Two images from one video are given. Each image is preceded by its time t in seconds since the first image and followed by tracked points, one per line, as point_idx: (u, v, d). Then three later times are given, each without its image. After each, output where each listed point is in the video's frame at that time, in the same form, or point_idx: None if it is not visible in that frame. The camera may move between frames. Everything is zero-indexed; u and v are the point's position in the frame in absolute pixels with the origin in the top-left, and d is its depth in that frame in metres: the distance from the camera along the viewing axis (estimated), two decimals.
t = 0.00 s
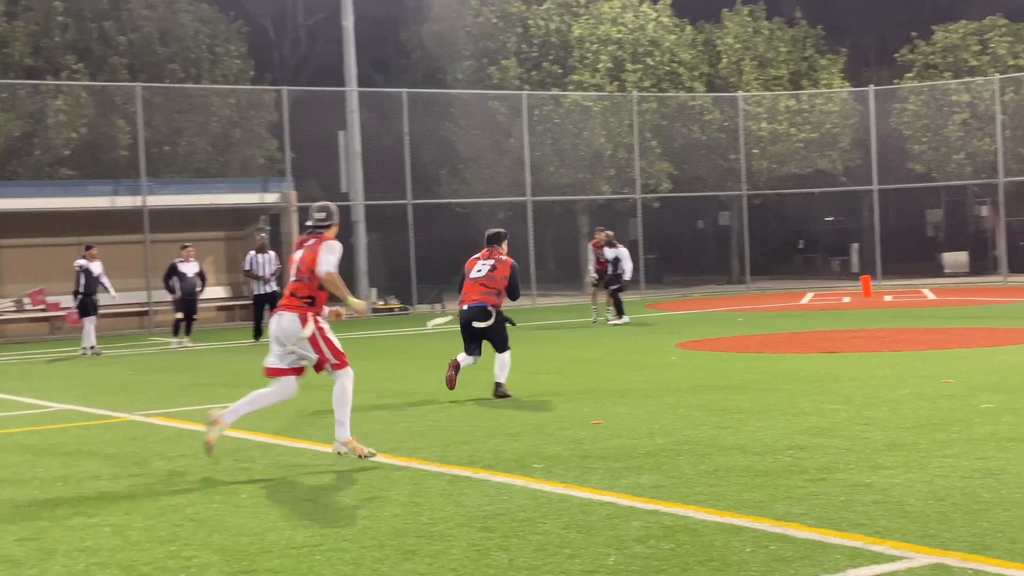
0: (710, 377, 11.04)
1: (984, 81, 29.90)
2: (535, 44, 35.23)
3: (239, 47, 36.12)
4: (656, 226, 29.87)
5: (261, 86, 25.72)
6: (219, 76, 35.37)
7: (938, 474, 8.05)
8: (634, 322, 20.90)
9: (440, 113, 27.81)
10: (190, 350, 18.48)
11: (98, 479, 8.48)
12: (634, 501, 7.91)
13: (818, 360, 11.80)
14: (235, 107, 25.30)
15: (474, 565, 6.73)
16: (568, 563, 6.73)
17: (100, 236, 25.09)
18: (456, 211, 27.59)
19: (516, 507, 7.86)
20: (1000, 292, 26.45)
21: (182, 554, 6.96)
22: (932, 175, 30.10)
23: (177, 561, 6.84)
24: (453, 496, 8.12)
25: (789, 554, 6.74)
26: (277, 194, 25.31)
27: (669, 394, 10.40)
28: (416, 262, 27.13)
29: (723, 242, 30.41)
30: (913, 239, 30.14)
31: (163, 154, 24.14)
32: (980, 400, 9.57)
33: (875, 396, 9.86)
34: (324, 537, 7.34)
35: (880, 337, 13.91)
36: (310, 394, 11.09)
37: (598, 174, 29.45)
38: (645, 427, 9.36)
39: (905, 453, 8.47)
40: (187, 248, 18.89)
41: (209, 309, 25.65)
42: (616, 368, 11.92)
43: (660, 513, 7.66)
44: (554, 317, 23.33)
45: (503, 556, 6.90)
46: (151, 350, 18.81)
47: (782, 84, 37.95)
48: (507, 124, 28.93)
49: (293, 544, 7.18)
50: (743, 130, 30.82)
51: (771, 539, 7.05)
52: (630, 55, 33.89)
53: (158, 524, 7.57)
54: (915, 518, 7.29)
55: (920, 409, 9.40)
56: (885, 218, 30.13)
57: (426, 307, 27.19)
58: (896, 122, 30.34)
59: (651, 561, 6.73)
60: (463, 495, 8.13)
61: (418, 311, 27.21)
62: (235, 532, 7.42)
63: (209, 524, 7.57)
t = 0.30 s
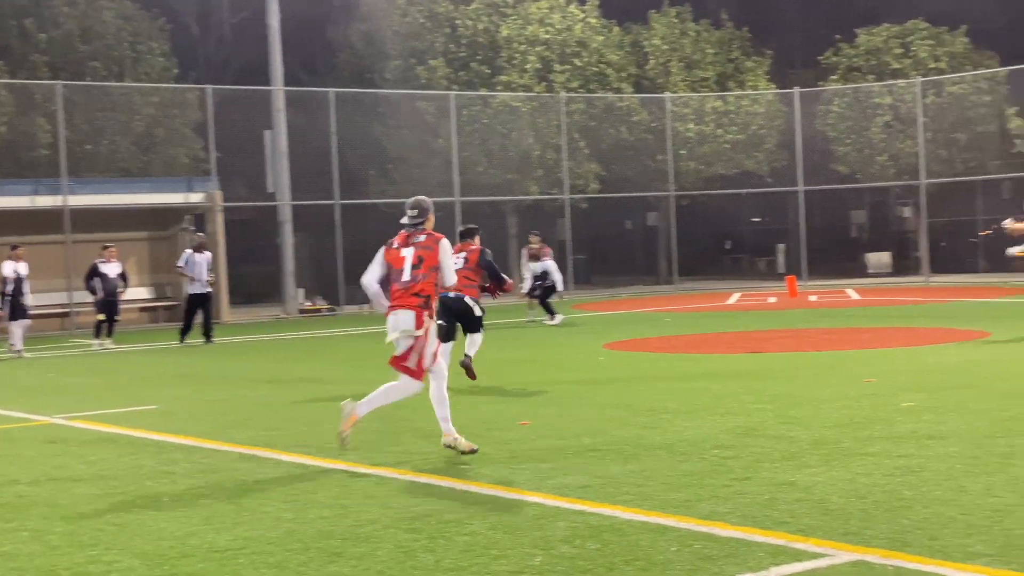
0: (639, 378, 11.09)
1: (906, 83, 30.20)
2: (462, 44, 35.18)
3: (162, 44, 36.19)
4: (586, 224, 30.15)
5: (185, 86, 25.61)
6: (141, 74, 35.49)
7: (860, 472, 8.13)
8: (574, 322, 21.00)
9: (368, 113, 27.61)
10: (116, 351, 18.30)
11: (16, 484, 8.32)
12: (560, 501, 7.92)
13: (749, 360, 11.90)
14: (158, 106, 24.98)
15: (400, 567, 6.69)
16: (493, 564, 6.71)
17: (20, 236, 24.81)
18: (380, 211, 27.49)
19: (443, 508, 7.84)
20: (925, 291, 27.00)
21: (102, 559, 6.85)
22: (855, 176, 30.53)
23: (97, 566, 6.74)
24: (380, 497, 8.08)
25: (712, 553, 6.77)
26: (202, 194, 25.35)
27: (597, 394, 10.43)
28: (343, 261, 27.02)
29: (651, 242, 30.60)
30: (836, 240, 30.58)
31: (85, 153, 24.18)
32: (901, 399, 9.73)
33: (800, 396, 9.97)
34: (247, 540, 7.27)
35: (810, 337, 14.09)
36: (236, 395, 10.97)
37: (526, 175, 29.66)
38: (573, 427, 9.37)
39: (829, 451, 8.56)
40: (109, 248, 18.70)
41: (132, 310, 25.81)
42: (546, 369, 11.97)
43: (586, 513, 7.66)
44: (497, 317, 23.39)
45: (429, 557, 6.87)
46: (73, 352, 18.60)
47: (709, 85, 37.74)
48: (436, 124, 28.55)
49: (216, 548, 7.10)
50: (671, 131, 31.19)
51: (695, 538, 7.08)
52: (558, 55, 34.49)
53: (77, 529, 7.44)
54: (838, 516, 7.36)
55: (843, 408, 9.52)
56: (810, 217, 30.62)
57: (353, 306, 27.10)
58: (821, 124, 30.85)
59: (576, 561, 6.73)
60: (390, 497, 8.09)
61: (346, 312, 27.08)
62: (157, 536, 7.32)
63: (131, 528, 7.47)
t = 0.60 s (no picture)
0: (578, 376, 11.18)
1: (843, 84, 31.36)
2: (401, 42, 36.22)
3: (96, 41, 36.63)
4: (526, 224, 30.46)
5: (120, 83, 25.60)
6: (76, 71, 35.89)
7: (796, 469, 8.20)
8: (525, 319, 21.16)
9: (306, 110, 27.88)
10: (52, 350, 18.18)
11: None
12: (499, 500, 7.90)
13: (692, 359, 12.02)
14: (93, 103, 24.83)
15: (336, 566, 6.64)
16: (431, 563, 6.67)
17: None
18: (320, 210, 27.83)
19: (381, 507, 7.80)
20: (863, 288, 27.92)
21: (33, 561, 6.75)
22: (793, 176, 31.35)
23: (27, 568, 6.64)
24: (317, 497, 8.03)
25: (649, 551, 6.78)
26: (137, 192, 25.09)
27: (535, 392, 10.50)
28: (282, 259, 27.45)
29: (592, 239, 31.13)
30: (777, 239, 31.58)
31: (18, 150, 23.90)
32: (835, 396, 9.88)
33: (737, 394, 10.09)
34: (182, 541, 7.19)
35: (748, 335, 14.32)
36: (173, 394, 10.92)
37: (467, 173, 30.00)
38: (511, 426, 9.41)
39: (765, 448, 8.63)
40: (43, 247, 18.59)
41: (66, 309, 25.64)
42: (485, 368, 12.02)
43: (525, 511, 7.65)
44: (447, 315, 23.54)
45: (366, 557, 6.81)
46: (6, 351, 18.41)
47: (648, 84, 40.11)
48: (375, 123, 28.79)
49: (150, 549, 7.01)
50: (610, 130, 31.77)
51: (632, 535, 7.08)
52: (497, 54, 35.67)
53: (7, 531, 7.33)
54: (773, 513, 7.41)
55: (779, 406, 9.64)
56: (747, 216, 31.53)
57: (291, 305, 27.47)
58: (758, 124, 31.69)
59: (513, 560, 6.71)
60: (327, 497, 8.04)
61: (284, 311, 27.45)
62: (90, 537, 7.22)
63: (63, 530, 7.36)
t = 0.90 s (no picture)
0: (529, 375, 11.22)
1: (791, 83, 31.55)
2: (352, 39, 36.59)
3: (43, 37, 36.76)
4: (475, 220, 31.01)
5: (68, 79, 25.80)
6: (22, 66, 36.12)
7: (744, 466, 8.24)
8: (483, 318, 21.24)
9: (258, 107, 27.99)
10: None
11: None
12: (449, 498, 7.87)
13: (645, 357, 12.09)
14: (39, 99, 25.13)
15: (284, 566, 6.58)
16: (380, 561, 6.63)
17: None
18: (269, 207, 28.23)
19: (330, 506, 7.75)
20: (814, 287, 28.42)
21: None
22: (742, 174, 31.73)
23: None
24: (266, 496, 7.97)
25: (599, 548, 6.77)
26: (85, 189, 24.54)
27: (486, 391, 10.52)
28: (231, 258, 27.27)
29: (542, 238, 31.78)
30: (728, 239, 32.41)
31: None
32: (782, 394, 9.98)
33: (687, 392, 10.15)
34: (129, 541, 7.10)
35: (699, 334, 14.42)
36: (122, 393, 10.83)
37: (417, 171, 30.25)
38: (460, 424, 9.42)
39: (715, 446, 8.67)
40: None
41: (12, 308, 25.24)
42: (437, 366, 12.04)
43: (476, 509, 7.63)
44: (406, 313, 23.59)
45: (315, 556, 6.77)
46: None
47: (598, 83, 40.48)
48: (325, 120, 29.12)
49: (96, 549, 6.93)
50: (562, 129, 31.91)
51: (582, 533, 7.07)
52: (449, 52, 35.54)
53: None
54: (722, 509, 7.43)
55: (728, 404, 9.72)
56: (698, 216, 32.07)
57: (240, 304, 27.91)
58: (708, 123, 32.05)
59: (463, 558, 6.67)
60: (277, 496, 7.98)
61: (233, 309, 27.43)
62: (34, 538, 7.12)
63: (6, 531, 7.26)
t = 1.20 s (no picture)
0: (491, 372, 11.24)
1: (750, 82, 31.88)
2: (312, 36, 36.20)
3: None
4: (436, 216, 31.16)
5: (23, 75, 25.35)
6: None
7: (703, 463, 8.26)
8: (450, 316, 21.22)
9: (214, 104, 27.84)
10: None
11: None
12: (408, 496, 7.84)
13: (607, 355, 12.14)
14: None
15: (242, 565, 6.53)
16: (339, 560, 6.58)
17: None
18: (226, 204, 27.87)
19: (289, 505, 7.70)
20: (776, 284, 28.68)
21: None
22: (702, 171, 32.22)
23: None
24: (224, 495, 7.91)
25: (559, 545, 6.76)
26: (41, 185, 24.63)
27: (447, 388, 10.53)
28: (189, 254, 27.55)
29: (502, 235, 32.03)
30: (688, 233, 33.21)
31: None
32: (741, 390, 10.04)
33: (648, 389, 10.21)
34: (84, 540, 7.02)
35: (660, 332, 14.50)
36: (78, 393, 10.72)
37: (378, 168, 30.26)
38: (421, 421, 9.41)
39: (674, 443, 8.68)
40: None
41: None
42: (399, 363, 12.03)
43: (435, 507, 7.60)
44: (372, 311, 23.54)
45: (273, 555, 6.71)
46: None
47: (559, 80, 40.63)
48: (285, 117, 28.84)
49: (51, 549, 6.84)
50: (522, 126, 32.13)
51: (542, 530, 7.05)
52: (408, 49, 35.69)
53: None
54: (681, 506, 7.43)
55: (688, 400, 9.78)
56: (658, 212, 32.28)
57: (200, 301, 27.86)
58: (669, 121, 32.27)
59: (422, 556, 6.64)
60: (236, 495, 7.91)
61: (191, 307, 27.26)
62: None
63: None
